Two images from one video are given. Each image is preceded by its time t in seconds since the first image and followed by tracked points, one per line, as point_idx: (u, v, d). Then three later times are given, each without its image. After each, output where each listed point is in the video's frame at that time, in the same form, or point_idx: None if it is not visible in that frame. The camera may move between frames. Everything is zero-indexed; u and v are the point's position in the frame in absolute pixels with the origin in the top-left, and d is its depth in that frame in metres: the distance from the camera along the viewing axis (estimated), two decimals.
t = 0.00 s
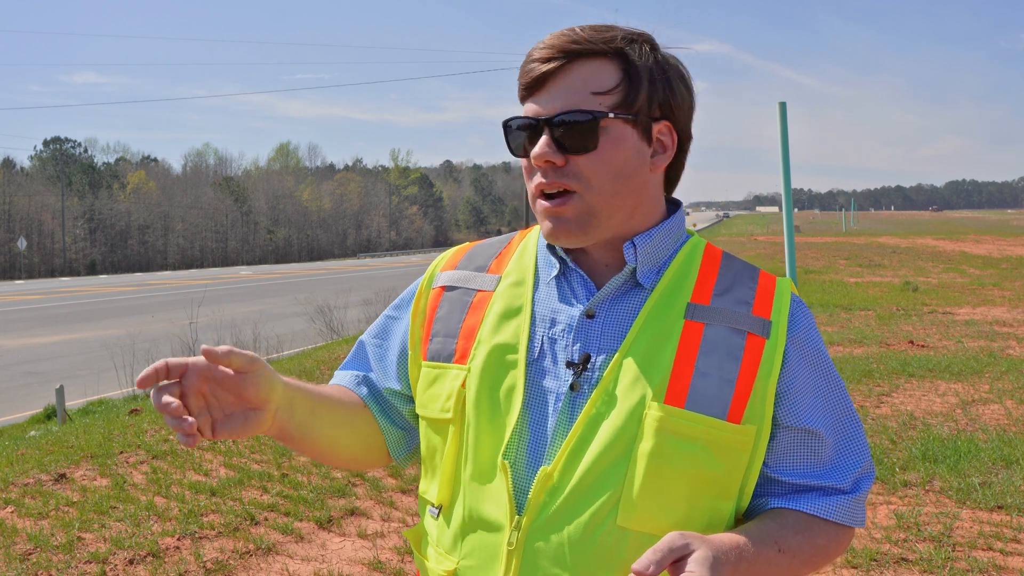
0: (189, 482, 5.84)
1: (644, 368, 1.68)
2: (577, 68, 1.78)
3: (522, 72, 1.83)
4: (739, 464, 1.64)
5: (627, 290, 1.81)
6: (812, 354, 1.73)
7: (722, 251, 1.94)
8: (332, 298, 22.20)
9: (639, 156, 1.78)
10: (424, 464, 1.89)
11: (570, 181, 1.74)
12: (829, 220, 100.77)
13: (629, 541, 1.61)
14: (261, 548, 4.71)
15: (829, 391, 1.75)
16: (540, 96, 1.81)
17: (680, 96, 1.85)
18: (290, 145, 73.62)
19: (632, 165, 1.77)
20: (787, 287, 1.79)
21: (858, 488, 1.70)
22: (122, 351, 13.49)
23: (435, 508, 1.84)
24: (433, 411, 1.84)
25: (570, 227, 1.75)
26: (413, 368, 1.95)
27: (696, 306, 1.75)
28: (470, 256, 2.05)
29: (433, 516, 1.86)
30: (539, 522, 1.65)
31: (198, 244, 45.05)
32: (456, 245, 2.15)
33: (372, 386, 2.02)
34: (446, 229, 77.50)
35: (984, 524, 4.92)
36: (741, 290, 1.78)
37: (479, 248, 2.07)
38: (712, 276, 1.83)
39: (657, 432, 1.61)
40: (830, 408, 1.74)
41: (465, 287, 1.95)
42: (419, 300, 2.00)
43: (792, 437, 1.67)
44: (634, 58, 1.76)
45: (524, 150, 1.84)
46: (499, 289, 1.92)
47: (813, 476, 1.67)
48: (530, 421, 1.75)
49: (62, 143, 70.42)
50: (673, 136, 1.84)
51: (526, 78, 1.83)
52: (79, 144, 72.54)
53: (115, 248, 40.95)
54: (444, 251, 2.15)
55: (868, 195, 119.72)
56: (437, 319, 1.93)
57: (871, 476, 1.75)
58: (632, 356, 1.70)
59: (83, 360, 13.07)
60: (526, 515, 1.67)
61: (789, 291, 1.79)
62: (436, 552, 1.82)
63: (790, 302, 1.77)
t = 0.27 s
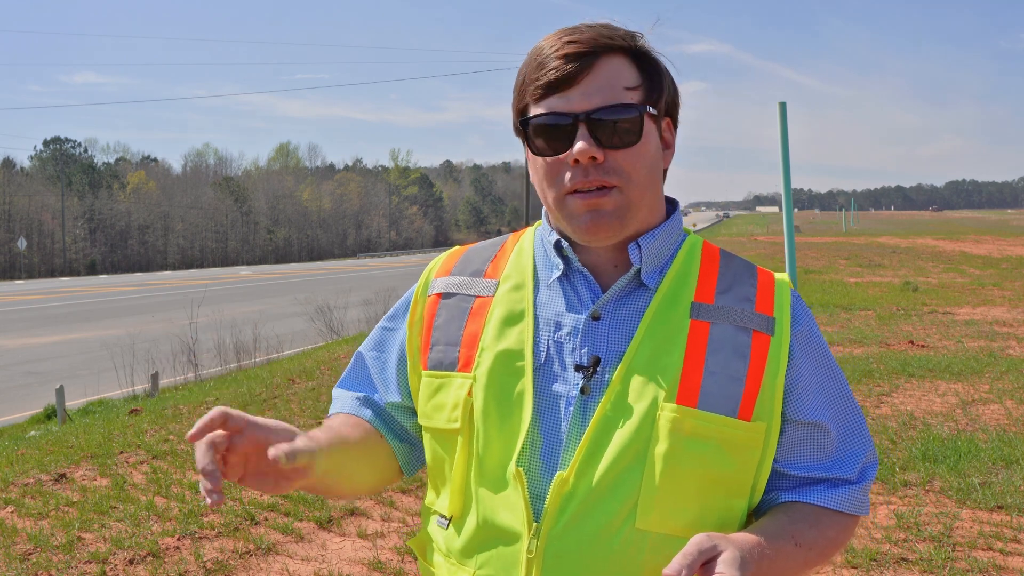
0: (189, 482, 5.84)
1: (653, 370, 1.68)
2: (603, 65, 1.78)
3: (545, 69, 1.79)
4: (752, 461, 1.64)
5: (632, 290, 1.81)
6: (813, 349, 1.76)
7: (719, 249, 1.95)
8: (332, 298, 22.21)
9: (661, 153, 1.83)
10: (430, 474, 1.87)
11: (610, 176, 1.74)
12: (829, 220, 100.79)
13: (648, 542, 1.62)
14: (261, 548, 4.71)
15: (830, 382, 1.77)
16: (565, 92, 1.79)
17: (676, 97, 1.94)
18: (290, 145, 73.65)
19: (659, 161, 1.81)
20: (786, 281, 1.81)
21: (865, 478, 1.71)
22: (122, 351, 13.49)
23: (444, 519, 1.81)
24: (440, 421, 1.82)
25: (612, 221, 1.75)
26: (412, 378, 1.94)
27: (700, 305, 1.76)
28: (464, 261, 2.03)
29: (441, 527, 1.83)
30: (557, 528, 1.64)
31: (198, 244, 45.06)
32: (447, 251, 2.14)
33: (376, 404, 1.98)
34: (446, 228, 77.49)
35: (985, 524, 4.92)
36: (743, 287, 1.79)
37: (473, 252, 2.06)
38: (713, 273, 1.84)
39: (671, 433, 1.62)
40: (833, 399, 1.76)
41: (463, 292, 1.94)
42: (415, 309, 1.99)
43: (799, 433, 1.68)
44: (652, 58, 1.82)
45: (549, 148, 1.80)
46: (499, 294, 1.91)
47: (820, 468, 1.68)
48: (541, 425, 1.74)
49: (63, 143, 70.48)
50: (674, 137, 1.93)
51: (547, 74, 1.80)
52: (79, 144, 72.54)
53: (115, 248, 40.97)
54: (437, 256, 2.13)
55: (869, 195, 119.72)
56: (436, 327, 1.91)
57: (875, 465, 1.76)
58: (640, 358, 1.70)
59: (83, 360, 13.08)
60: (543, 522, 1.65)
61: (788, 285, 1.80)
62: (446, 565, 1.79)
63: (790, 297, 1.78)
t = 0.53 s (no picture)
0: (189, 482, 5.84)
1: (656, 371, 1.68)
2: (586, 65, 1.77)
3: (530, 71, 1.79)
4: (757, 460, 1.65)
5: (634, 291, 1.81)
6: (815, 346, 1.76)
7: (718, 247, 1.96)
8: (332, 298, 22.20)
9: (651, 152, 1.81)
10: (435, 482, 1.86)
11: (596, 177, 1.73)
12: (829, 220, 100.80)
13: (658, 544, 1.61)
14: (261, 548, 4.71)
15: (832, 378, 1.77)
16: (550, 93, 1.79)
17: (668, 92, 1.92)
18: (290, 145, 73.66)
19: (648, 160, 1.80)
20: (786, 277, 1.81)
21: (867, 473, 1.72)
22: (122, 351, 13.48)
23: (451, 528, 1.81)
24: (442, 429, 1.82)
25: (599, 224, 1.75)
26: (416, 386, 1.93)
27: (702, 304, 1.75)
28: (462, 266, 2.04)
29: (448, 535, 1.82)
30: (566, 533, 1.62)
31: (198, 244, 45.07)
32: (443, 254, 2.14)
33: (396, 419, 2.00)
34: (446, 228, 77.46)
35: (984, 524, 4.92)
36: (744, 287, 1.79)
37: (470, 258, 2.06)
38: (713, 271, 1.84)
39: (678, 434, 1.62)
40: (836, 395, 1.76)
41: (462, 298, 1.94)
42: (413, 316, 1.98)
43: (802, 430, 1.69)
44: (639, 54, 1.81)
45: (537, 151, 1.80)
46: (499, 299, 1.91)
47: (823, 465, 1.69)
48: (546, 428, 1.74)
49: (63, 143, 70.48)
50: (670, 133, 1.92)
51: (532, 77, 1.80)
52: (79, 143, 72.50)
53: (115, 248, 40.97)
54: (434, 261, 2.12)
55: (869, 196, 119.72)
56: (436, 334, 1.91)
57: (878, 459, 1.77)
58: (643, 359, 1.70)
59: (83, 360, 13.07)
60: (552, 526, 1.64)
61: (788, 282, 1.81)
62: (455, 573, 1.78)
63: (790, 294, 1.78)
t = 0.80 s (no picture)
0: (189, 482, 5.84)
1: (657, 372, 1.68)
2: (567, 61, 1.80)
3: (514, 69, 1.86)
4: (758, 461, 1.65)
5: (634, 291, 1.81)
6: (816, 347, 1.76)
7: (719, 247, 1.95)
8: (332, 298, 22.20)
9: (634, 143, 1.77)
10: (433, 481, 1.87)
11: (564, 167, 1.73)
12: (829, 220, 100.81)
13: (658, 545, 1.61)
14: (262, 548, 4.71)
15: (833, 381, 1.77)
16: (533, 89, 1.84)
17: (670, 88, 1.86)
18: (290, 145, 73.65)
19: (629, 151, 1.76)
20: (788, 279, 1.81)
21: (868, 477, 1.72)
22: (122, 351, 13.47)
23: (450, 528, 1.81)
24: (443, 428, 1.82)
25: (564, 211, 1.74)
26: (415, 386, 1.94)
27: (703, 304, 1.75)
28: (463, 266, 2.03)
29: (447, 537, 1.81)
30: (568, 535, 1.62)
31: (198, 244, 45.05)
32: (444, 254, 2.14)
33: (391, 421, 2.01)
34: (446, 228, 77.48)
35: (984, 524, 4.92)
36: (745, 287, 1.79)
37: (471, 257, 2.06)
38: (715, 271, 1.84)
39: (678, 435, 1.61)
40: (837, 397, 1.77)
41: (463, 298, 1.93)
42: (415, 316, 1.97)
43: (802, 432, 1.69)
44: (625, 47, 1.79)
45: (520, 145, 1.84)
46: (501, 299, 1.91)
47: (823, 467, 1.69)
48: (547, 429, 1.74)
49: (63, 143, 70.47)
50: (668, 126, 1.83)
51: (518, 74, 1.87)
52: (80, 144, 72.47)
53: (115, 248, 40.99)
54: (434, 259, 2.13)
55: (869, 195, 119.71)
56: (437, 334, 1.91)
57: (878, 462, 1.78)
58: (644, 361, 1.69)
59: (83, 360, 13.07)
60: (553, 529, 1.64)
61: (790, 284, 1.81)
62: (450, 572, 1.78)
63: (792, 295, 1.79)
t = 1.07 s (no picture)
0: (189, 482, 5.84)
1: (654, 371, 1.68)
2: (538, 82, 1.77)
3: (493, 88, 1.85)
4: (753, 463, 1.65)
5: (634, 290, 1.81)
6: (820, 350, 1.74)
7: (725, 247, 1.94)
8: (332, 298, 22.20)
9: (607, 164, 1.74)
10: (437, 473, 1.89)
11: (538, 197, 1.77)
12: (829, 220, 100.85)
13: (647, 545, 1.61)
14: (262, 548, 4.70)
15: (838, 384, 1.75)
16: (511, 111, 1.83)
17: (654, 92, 1.76)
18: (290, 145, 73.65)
19: (601, 176, 1.74)
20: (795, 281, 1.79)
21: (871, 484, 1.70)
22: (122, 351, 13.46)
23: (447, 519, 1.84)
24: (443, 423, 1.84)
25: (541, 240, 1.78)
26: (423, 381, 1.95)
27: (704, 305, 1.74)
28: (472, 263, 2.04)
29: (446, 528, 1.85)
30: (556, 532, 1.64)
31: (198, 244, 45.03)
32: (456, 251, 2.14)
33: (405, 415, 2.02)
34: (446, 228, 77.47)
35: (984, 524, 4.92)
36: (748, 287, 1.76)
37: (480, 255, 2.07)
38: (720, 271, 1.83)
39: (670, 434, 1.61)
40: (843, 402, 1.75)
41: (469, 296, 1.94)
42: (423, 311, 1.98)
43: (803, 436, 1.68)
44: (590, 63, 1.72)
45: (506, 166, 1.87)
46: (505, 297, 1.92)
47: (825, 473, 1.68)
48: (542, 426, 1.75)
49: (63, 144, 70.45)
50: (651, 135, 1.76)
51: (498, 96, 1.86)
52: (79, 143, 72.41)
53: (115, 248, 41.00)
54: (445, 257, 2.13)
55: (868, 196, 119.75)
56: (443, 330, 1.92)
57: (883, 469, 1.76)
58: (639, 360, 1.70)
59: (82, 360, 13.06)
60: (542, 525, 1.65)
61: (797, 286, 1.78)
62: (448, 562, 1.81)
63: (798, 296, 1.76)
